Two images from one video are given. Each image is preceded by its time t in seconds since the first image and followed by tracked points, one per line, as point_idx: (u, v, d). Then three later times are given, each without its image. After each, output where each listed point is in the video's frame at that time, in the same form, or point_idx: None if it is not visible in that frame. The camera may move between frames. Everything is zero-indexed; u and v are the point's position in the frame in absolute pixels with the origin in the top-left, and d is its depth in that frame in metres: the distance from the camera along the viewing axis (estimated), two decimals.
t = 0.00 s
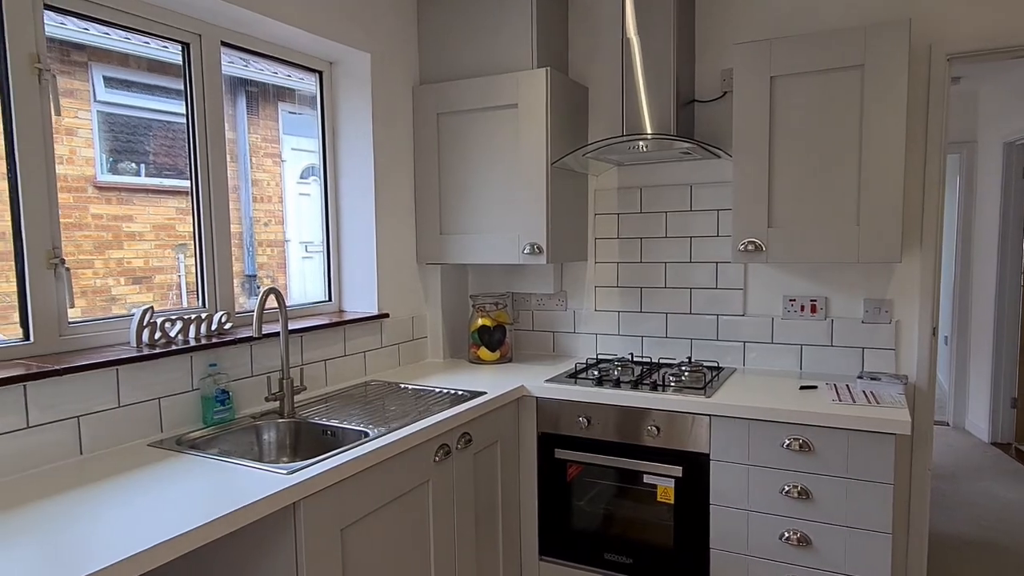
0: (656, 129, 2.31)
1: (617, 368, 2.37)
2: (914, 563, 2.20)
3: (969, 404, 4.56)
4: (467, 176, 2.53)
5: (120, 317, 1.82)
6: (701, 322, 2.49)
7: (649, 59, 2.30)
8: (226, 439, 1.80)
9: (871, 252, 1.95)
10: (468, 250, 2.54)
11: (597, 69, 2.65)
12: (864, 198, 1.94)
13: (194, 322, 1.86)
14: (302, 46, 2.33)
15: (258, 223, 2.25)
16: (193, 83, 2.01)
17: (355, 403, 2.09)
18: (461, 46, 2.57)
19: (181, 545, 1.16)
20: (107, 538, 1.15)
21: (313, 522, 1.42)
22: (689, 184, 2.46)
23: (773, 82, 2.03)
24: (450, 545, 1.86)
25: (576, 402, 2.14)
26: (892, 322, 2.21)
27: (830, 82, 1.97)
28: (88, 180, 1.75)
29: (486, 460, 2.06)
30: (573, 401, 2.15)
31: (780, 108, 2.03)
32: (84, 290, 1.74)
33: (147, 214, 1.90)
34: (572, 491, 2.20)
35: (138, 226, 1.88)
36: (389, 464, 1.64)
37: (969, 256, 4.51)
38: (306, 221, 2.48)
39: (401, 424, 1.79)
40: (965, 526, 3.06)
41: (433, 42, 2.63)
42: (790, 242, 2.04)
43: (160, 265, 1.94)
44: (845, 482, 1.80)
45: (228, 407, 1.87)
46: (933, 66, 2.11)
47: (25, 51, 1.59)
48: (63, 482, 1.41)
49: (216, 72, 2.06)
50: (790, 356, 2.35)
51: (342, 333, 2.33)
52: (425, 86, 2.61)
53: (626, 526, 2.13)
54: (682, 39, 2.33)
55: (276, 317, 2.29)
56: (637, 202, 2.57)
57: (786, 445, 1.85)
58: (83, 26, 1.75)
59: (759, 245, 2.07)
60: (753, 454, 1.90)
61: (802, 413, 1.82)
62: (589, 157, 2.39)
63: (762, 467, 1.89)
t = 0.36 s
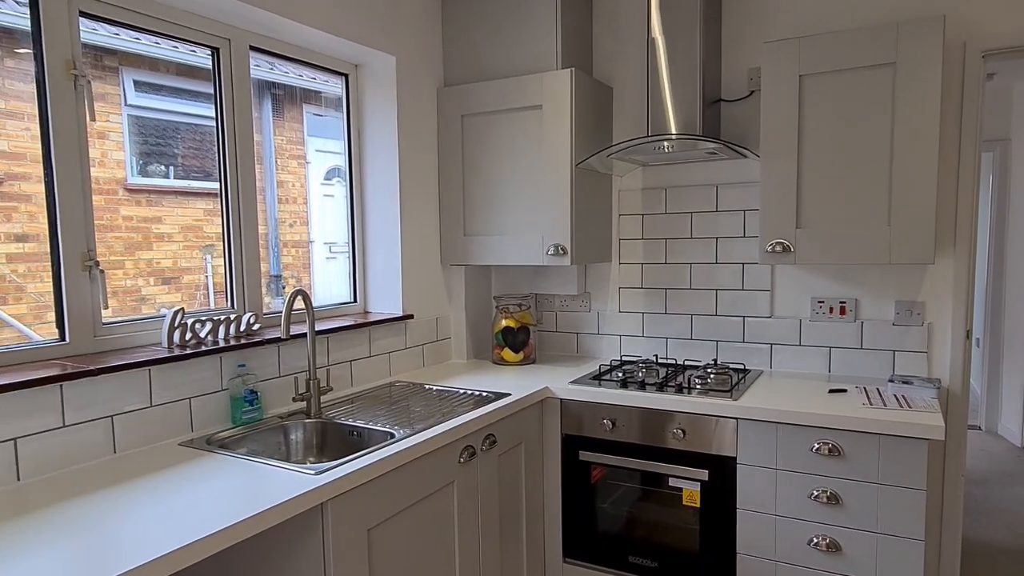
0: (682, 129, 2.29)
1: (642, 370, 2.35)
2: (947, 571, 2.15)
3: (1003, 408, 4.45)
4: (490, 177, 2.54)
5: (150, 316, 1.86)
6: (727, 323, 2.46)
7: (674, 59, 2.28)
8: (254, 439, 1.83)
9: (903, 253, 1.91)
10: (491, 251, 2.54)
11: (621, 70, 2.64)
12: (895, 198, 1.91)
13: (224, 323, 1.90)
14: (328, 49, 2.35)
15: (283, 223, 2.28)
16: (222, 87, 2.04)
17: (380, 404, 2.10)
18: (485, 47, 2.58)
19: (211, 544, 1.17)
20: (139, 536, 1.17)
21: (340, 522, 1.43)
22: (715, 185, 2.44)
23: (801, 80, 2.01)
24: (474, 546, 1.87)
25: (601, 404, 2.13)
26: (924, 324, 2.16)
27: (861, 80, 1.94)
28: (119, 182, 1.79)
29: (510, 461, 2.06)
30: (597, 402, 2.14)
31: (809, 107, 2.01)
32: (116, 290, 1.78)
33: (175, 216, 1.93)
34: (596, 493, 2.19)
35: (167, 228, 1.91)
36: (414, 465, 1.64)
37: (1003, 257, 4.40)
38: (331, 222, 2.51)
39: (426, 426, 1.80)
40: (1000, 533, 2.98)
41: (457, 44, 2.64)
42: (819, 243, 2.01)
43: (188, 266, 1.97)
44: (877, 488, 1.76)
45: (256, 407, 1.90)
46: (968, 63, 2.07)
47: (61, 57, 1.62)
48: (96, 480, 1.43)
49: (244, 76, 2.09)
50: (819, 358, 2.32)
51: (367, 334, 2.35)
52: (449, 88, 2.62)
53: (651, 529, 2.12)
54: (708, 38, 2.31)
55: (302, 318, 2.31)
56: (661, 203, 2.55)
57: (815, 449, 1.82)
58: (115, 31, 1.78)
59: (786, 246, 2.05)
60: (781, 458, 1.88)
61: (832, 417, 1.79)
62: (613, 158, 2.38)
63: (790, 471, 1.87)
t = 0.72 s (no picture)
0: (698, 126, 2.27)
1: (658, 369, 2.34)
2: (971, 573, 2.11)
3: None
4: (506, 175, 2.54)
5: (169, 315, 1.88)
6: (744, 322, 2.44)
7: (691, 55, 2.26)
8: (272, 436, 1.84)
9: (925, 251, 1.88)
10: (507, 250, 2.54)
11: (637, 67, 2.63)
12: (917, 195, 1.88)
13: (242, 321, 1.92)
14: (344, 49, 2.36)
15: (300, 223, 2.29)
16: (241, 88, 2.06)
17: (396, 402, 2.11)
18: (500, 46, 2.57)
19: (230, 540, 1.19)
20: (159, 532, 1.18)
21: (357, 519, 1.44)
22: (732, 182, 2.42)
23: (821, 76, 1.98)
24: (490, 544, 1.87)
25: (617, 403, 2.13)
26: (946, 322, 2.13)
27: (881, 75, 1.91)
28: (139, 183, 1.81)
29: (526, 460, 2.06)
30: (614, 401, 2.13)
31: (828, 103, 1.98)
32: (137, 289, 1.80)
33: (194, 216, 1.95)
34: (612, 493, 2.18)
35: (186, 228, 1.93)
36: (430, 463, 1.65)
37: None
38: (347, 222, 2.52)
39: (442, 424, 1.80)
40: None
41: (472, 42, 2.64)
42: (838, 240, 1.98)
43: (206, 265, 1.99)
44: (897, 488, 1.74)
45: (274, 405, 1.91)
46: (992, 56, 2.03)
47: (83, 60, 1.65)
48: (117, 477, 1.45)
49: (262, 76, 2.11)
50: (838, 357, 2.29)
51: (383, 332, 2.36)
52: (464, 86, 2.62)
53: (667, 529, 2.11)
54: (726, 34, 2.29)
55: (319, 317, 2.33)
56: (678, 201, 2.53)
57: (835, 449, 1.80)
58: (134, 33, 1.80)
59: (805, 244, 2.02)
60: (800, 458, 1.86)
61: (852, 417, 1.77)
62: (629, 156, 2.37)
63: (809, 471, 1.85)
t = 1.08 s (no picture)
0: (713, 124, 2.26)
1: (674, 368, 2.33)
2: None
3: None
4: (520, 175, 2.54)
5: (187, 316, 1.90)
6: (761, 321, 2.42)
7: (706, 52, 2.25)
8: (289, 436, 1.86)
9: (945, 247, 1.85)
10: (522, 249, 2.54)
11: (651, 65, 2.61)
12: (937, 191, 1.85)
13: (259, 321, 1.93)
14: (358, 50, 2.37)
15: (315, 224, 2.30)
16: (257, 91, 2.08)
17: (411, 402, 2.12)
18: (514, 46, 2.57)
19: (248, 539, 1.20)
20: (178, 531, 1.19)
21: (374, 518, 1.44)
22: (748, 180, 2.40)
23: (838, 72, 1.96)
24: (506, 544, 1.87)
25: (632, 402, 2.11)
26: (968, 320, 2.10)
27: (900, 69, 1.89)
28: (157, 186, 1.83)
29: (541, 459, 2.06)
30: (629, 401, 2.12)
31: (845, 99, 1.96)
32: (156, 290, 1.83)
33: (211, 218, 1.97)
34: (627, 493, 2.17)
35: (203, 230, 1.95)
36: (446, 463, 1.65)
37: None
38: (361, 223, 2.53)
39: (457, 423, 1.80)
40: None
41: (486, 43, 2.64)
42: (857, 238, 1.96)
43: (223, 267, 2.01)
44: (919, 489, 1.71)
45: (291, 405, 1.92)
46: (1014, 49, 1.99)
47: (102, 64, 1.68)
48: (137, 477, 1.47)
49: (278, 78, 2.13)
50: (857, 356, 2.26)
51: (398, 333, 2.36)
52: (478, 87, 2.63)
53: (683, 529, 2.09)
54: (741, 31, 2.27)
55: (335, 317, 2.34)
56: (693, 199, 2.52)
57: (854, 449, 1.78)
58: (151, 38, 1.82)
59: (823, 242, 2.00)
60: (818, 458, 1.84)
61: (872, 417, 1.74)
62: (644, 154, 2.36)
63: (828, 472, 1.83)
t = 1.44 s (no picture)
0: (727, 123, 2.24)
1: (688, 369, 2.32)
2: None
3: None
4: (533, 176, 2.54)
5: (202, 317, 1.92)
6: (776, 322, 2.40)
7: (720, 52, 2.24)
8: (305, 436, 1.87)
9: (965, 247, 1.83)
10: (535, 250, 2.54)
11: (665, 64, 2.61)
12: (956, 190, 1.83)
13: (274, 322, 1.95)
14: (372, 52, 2.39)
15: (328, 225, 2.32)
16: (272, 93, 2.09)
17: (426, 402, 2.13)
18: (527, 46, 2.58)
19: (266, 538, 1.21)
20: (196, 530, 1.21)
21: (390, 518, 1.45)
22: (763, 180, 2.38)
23: (854, 70, 1.94)
24: (521, 544, 1.87)
25: (646, 403, 2.11)
26: (987, 321, 2.07)
27: (918, 67, 1.87)
28: (173, 188, 1.85)
29: (555, 460, 2.05)
30: (643, 402, 2.11)
31: (862, 98, 1.94)
32: (172, 291, 1.85)
33: (226, 219, 1.98)
34: (641, 494, 2.17)
35: (218, 231, 1.97)
36: (460, 463, 1.66)
37: None
38: (374, 223, 2.54)
39: (472, 424, 1.81)
40: None
41: (499, 44, 2.65)
42: (874, 238, 1.94)
43: (238, 268, 2.02)
44: (938, 491, 1.69)
45: (307, 405, 1.94)
46: None
47: (121, 68, 1.70)
48: (156, 476, 1.49)
49: (293, 81, 2.14)
50: (874, 357, 2.24)
51: (412, 333, 2.37)
52: (491, 88, 2.63)
53: (698, 531, 2.08)
54: (756, 30, 2.26)
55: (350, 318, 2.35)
56: (707, 199, 2.50)
57: (872, 451, 1.76)
58: (167, 41, 1.84)
59: (839, 242, 1.98)
60: (835, 460, 1.82)
61: (890, 418, 1.73)
62: (658, 154, 2.35)
63: (845, 474, 1.81)
